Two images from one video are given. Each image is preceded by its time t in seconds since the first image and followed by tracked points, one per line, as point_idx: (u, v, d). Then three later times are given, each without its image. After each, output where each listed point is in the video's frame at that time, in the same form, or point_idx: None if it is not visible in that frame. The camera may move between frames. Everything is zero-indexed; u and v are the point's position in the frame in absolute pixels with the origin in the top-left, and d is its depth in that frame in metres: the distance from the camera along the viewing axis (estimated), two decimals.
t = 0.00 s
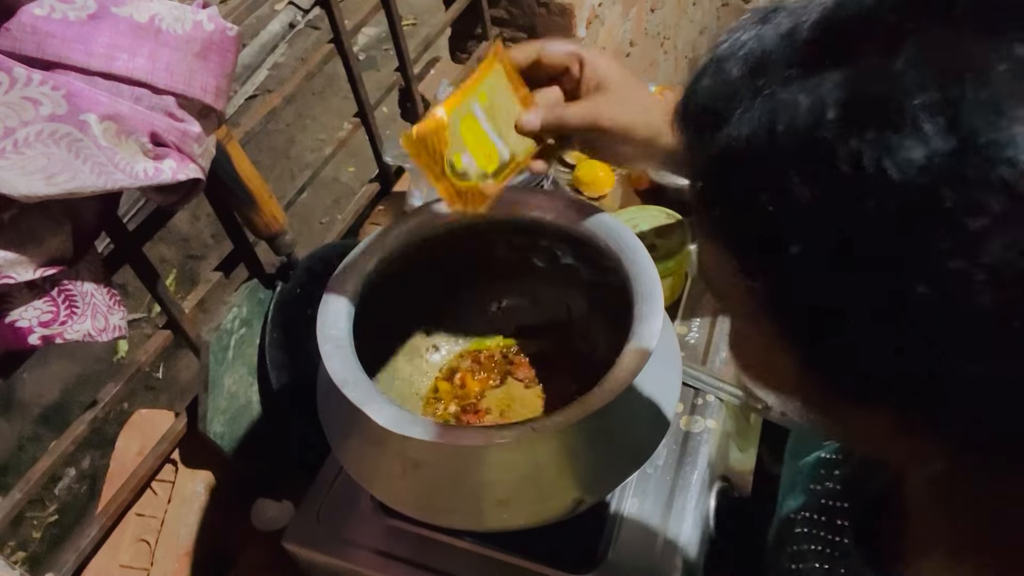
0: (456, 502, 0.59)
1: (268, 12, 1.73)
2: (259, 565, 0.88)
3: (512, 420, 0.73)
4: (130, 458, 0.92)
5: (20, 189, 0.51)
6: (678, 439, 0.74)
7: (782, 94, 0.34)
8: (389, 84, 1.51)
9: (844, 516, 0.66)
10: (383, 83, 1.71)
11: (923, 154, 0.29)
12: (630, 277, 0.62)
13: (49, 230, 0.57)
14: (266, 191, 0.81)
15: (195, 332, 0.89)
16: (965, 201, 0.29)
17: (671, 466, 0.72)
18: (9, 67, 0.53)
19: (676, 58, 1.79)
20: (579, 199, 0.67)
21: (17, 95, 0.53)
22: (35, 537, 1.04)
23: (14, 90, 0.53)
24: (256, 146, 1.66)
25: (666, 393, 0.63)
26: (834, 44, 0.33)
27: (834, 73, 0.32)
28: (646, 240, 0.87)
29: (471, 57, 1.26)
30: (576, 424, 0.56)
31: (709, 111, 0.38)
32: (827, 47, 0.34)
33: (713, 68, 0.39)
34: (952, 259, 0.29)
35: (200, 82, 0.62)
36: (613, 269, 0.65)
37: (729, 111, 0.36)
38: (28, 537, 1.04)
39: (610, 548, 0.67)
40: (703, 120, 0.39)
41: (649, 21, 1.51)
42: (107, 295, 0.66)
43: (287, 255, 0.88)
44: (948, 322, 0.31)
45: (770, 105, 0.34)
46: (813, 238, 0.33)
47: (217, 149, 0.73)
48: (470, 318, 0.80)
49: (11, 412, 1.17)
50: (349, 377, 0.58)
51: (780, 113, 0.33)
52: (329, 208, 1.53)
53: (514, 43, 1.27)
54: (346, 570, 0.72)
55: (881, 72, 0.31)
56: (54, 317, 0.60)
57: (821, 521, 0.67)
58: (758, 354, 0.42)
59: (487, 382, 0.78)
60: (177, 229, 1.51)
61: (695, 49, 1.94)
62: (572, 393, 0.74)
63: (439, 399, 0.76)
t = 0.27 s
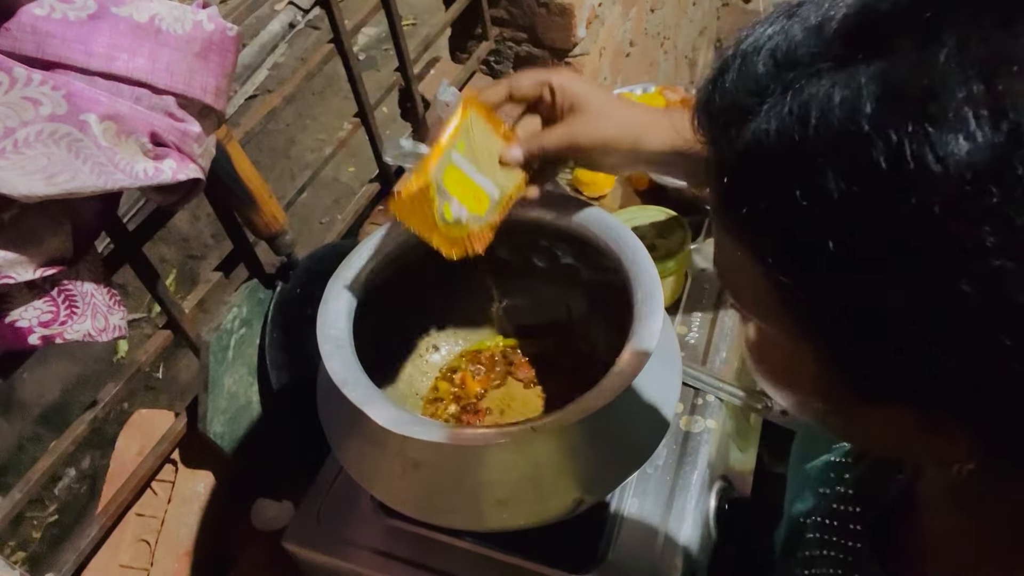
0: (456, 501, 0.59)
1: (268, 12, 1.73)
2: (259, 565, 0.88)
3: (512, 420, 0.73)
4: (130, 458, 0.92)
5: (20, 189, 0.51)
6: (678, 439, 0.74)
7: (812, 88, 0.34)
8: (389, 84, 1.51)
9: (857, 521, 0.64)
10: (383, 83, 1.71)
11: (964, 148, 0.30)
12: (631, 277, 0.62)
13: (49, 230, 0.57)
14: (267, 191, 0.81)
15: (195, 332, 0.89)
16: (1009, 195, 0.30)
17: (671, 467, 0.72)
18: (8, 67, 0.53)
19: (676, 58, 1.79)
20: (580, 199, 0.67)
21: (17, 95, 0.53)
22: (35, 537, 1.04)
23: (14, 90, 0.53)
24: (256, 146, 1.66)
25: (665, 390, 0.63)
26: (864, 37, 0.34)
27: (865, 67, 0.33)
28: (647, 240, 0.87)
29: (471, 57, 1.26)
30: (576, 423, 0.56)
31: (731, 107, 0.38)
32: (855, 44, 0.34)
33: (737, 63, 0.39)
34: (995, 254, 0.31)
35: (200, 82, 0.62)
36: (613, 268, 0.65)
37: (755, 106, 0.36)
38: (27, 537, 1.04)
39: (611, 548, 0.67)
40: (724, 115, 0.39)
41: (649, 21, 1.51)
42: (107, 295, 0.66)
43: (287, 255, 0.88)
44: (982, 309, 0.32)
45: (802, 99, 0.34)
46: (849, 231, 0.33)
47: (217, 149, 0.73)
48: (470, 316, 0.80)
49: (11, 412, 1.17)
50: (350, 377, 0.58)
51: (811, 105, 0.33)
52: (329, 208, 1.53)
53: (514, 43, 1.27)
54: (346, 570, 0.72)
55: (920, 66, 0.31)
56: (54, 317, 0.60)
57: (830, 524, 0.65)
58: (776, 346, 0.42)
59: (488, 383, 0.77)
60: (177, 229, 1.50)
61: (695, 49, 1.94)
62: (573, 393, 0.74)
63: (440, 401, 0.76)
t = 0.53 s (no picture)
0: (456, 501, 0.59)
1: (268, 12, 1.73)
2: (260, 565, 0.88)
3: (512, 420, 0.73)
4: (130, 458, 0.92)
5: (20, 189, 0.51)
6: (678, 438, 0.74)
7: (843, 63, 0.31)
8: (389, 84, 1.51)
9: (865, 516, 0.60)
10: (383, 83, 1.71)
11: (1009, 119, 0.27)
12: (630, 277, 0.62)
13: (49, 230, 0.57)
14: (266, 191, 0.81)
15: (195, 332, 0.89)
16: None
17: (671, 467, 0.72)
18: (9, 67, 0.53)
19: (676, 58, 1.79)
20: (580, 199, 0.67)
21: (17, 95, 0.53)
22: (35, 537, 1.04)
23: (14, 90, 0.53)
24: (256, 146, 1.66)
25: (665, 389, 0.63)
26: (895, 11, 0.31)
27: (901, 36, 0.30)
28: (647, 240, 0.87)
29: (471, 57, 1.26)
30: (575, 422, 0.56)
31: (760, 83, 0.34)
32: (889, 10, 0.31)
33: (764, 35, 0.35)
34: None
35: (200, 82, 0.62)
36: (613, 267, 0.65)
37: (782, 82, 0.33)
38: (28, 537, 1.04)
39: (610, 548, 0.67)
40: (748, 93, 0.35)
41: (649, 21, 1.51)
42: (107, 295, 0.66)
43: (287, 255, 0.88)
44: (1010, 305, 0.30)
45: (833, 74, 0.31)
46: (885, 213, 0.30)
47: (217, 149, 0.73)
48: (470, 316, 0.80)
49: (12, 412, 1.17)
50: (350, 377, 0.58)
51: (845, 80, 0.30)
52: (329, 208, 1.53)
53: (514, 43, 1.27)
54: (346, 570, 0.72)
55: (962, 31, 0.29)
56: (54, 317, 0.60)
57: (840, 520, 0.61)
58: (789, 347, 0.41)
59: (488, 383, 0.78)
60: (176, 229, 1.50)
61: (695, 49, 1.94)
62: (572, 393, 0.74)
63: (439, 401, 0.76)
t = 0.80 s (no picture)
0: (457, 501, 0.58)
1: (268, 12, 1.73)
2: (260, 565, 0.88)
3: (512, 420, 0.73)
4: (130, 457, 0.92)
5: (20, 189, 0.51)
6: (678, 438, 0.74)
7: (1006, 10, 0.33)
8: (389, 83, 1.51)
9: (973, 524, 0.52)
10: (384, 83, 1.71)
11: None
12: (631, 277, 0.62)
13: (49, 230, 0.57)
14: (267, 191, 0.81)
15: (195, 332, 0.89)
16: None
17: (671, 466, 0.72)
18: (9, 67, 0.53)
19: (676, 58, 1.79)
20: (580, 199, 0.67)
21: (17, 95, 0.53)
22: (35, 537, 1.04)
23: (14, 90, 0.53)
24: (256, 146, 1.66)
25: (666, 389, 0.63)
26: None
27: None
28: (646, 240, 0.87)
29: (471, 57, 1.26)
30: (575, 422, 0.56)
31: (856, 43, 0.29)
32: None
33: None
34: None
35: (200, 82, 0.62)
36: (614, 267, 0.65)
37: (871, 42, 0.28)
38: (28, 537, 1.04)
39: (610, 548, 0.67)
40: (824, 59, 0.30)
41: (649, 21, 1.51)
42: (107, 295, 0.66)
43: (288, 255, 0.88)
44: None
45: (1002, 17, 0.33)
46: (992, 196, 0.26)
47: (217, 149, 0.73)
48: (470, 317, 0.80)
49: (12, 412, 1.17)
50: (349, 377, 0.57)
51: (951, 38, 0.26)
52: (329, 208, 1.53)
53: (514, 43, 1.27)
54: (346, 570, 0.72)
55: None
56: (54, 317, 0.60)
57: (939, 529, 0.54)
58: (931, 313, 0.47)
59: (488, 383, 0.77)
60: (176, 229, 1.51)
61: (695, 49, 1.94)
62: (572, 392, 0.74)
63: (439, 401, 0.76)
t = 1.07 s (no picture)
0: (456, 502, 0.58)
1: (267, 12, 1.73)
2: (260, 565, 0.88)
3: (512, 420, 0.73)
4: (130, 457, 0.92)
5: (20, 189, 0.51)
6: (678, 438, 0.74)
7: None
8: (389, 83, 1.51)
9: None
10: (384, 83, 1.71)
11: None
12: (631, 277, 0.62)
13: (49, 230, 0.57)
14: (267, 191, 0.81)
15: (195, 332, 0.89)
16: None
17: (671, 467, 0.72)
18: (9, 67, 0.53)
19: (676, 58, 1.79)
20: (580, 199, 0.67)
21: (17, 95, 0.53)
22: (35, 537, 1.04)
23: (14, 90, 0.53)
24: (256, 146, 1.66)
25: (665, 389, 0.63)
26: None
27: None
28: (646, 239, 0.87)
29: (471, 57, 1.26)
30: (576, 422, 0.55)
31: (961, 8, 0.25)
32: None
33: None
34: None
35: (200, 82, 0.62)
36: (614, 267, 0.64)
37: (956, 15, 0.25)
38: (28, 537, 1.04)
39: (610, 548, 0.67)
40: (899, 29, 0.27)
41: (649, 21, 1.51)
42: (107, 295, 0.66)
43: (288, 255, 0.88)
44: None
45: None
46: None
47: (217, 149, 0.73)
48: (470, 317, 0.80)
49: (12, 412, 1.17)
50: (349, 377, 0.57)
51: None
52: (329, 208, 1.53)
53: (514, 43, 1.27)
54: (346, 571, 0.72)
55: None
56: (54, 317, 0.60)
57: None
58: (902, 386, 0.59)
59: (488, 383, 0.77)
60: (176, 229, 1.50)
61: (695, 49, 1.94)
62: (572, 393, 0.74)
63: (440, 401, 0.76)
